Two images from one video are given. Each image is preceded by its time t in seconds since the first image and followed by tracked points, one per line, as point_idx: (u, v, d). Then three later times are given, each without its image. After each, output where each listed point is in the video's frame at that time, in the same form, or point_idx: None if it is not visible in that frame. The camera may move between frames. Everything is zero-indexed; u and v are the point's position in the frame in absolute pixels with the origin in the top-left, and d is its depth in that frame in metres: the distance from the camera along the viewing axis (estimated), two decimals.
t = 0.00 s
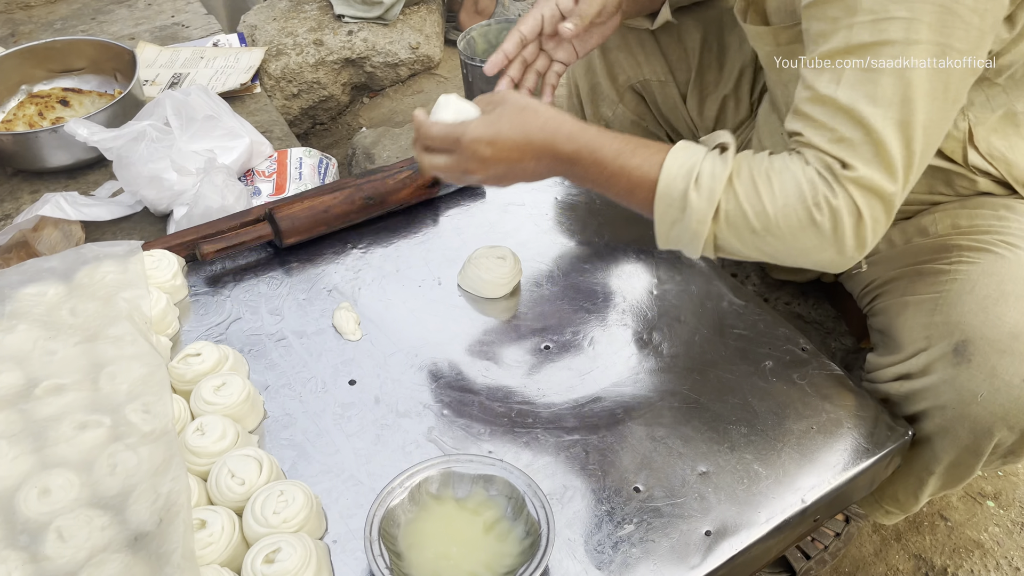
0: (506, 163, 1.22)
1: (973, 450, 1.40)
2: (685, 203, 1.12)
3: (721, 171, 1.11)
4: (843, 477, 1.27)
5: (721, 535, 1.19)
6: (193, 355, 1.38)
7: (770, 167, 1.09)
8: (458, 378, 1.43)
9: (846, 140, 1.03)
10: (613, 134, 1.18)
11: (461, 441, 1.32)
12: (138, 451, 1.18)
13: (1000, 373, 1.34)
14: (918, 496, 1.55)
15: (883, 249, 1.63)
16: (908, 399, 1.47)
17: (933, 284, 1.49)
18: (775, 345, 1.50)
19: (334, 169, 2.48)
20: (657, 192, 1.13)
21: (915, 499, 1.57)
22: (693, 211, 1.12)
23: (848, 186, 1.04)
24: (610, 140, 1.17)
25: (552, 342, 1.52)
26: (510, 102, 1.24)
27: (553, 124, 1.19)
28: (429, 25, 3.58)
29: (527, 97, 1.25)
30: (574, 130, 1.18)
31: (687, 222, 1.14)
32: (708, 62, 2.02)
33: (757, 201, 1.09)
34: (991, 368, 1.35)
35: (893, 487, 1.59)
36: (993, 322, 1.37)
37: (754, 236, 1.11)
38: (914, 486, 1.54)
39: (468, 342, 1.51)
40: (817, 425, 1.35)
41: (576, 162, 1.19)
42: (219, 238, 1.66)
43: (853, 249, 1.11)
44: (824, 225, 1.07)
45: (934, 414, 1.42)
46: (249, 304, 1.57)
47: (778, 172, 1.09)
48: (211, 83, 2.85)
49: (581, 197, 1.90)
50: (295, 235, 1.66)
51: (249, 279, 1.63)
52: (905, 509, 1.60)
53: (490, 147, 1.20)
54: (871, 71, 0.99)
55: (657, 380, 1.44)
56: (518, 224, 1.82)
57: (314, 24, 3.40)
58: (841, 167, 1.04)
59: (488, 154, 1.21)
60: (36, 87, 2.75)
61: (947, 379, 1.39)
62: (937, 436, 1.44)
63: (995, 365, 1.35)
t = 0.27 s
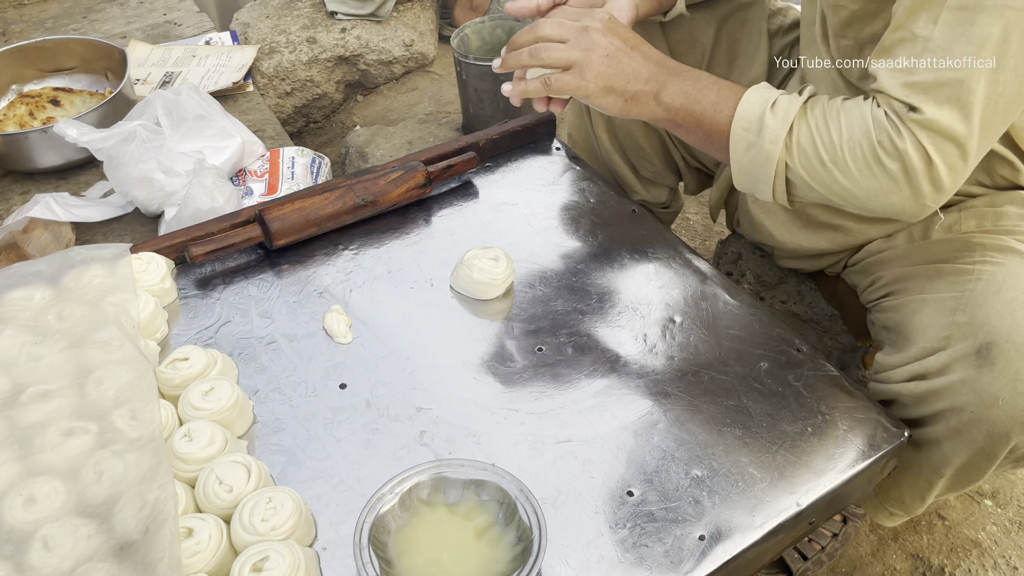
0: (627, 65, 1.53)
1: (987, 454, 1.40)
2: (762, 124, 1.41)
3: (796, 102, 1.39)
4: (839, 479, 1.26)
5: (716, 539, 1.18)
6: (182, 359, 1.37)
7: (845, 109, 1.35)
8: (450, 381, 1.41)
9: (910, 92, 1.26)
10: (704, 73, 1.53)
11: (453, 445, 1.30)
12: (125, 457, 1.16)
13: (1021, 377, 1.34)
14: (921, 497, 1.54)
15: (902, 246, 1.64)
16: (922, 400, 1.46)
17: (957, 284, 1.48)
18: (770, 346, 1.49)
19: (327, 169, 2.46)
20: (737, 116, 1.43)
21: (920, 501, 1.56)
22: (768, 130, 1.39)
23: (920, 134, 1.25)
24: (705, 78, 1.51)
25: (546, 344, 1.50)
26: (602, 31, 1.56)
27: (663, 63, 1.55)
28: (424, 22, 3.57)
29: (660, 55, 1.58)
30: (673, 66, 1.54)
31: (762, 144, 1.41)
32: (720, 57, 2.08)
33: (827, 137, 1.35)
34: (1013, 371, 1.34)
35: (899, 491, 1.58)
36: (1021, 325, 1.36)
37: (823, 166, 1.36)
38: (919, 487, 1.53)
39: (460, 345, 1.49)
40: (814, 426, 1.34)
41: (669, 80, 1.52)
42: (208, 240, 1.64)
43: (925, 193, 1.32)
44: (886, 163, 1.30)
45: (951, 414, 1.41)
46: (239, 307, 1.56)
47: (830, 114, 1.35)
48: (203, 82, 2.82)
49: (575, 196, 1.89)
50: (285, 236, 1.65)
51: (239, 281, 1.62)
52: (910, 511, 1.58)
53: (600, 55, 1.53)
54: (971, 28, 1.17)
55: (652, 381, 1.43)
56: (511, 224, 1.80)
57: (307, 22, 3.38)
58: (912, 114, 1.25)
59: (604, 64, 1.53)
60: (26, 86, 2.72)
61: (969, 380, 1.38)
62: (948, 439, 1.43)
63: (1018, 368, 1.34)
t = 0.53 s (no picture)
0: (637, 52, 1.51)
1: (1009, 459, 1.41)
2: (779, 100, 1.39)
3: (811, 74, 1.37)
4: (841, 476, 1.25)
5: (717, 538, 1.16)
6: (173, 359, 1.35)
7: (863, 75, 1.35)
8: (447, 380, 1.39)
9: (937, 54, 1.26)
10: (717, 45, 1.50)
11: (451, 444, 1.28)
12: (116, 460, 1.14)
13: None
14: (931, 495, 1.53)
15: (920, 246, 1.63)
16: (941, 405, 1.47)
17: (982, 288, 1.47)
18: (770, 342, 1.47)
19: (322, 165, 2.44)
20: (752, 93, 1.42)
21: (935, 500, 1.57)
22: (786, 107, 1.38)
23: (945, 97, 1.26)
24: (717, 53, 1.48)
25: (544, 341, 1.48)
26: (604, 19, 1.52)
27: (672, 40, 1.52)
28: (418, 16, 3.55)
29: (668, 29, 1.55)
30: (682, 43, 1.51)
31: (782, 121, 1.40)
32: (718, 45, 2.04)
33: (847, 108, 1.35)
34: None
35: (915, 490, 1.59)
36: None
37: (842, 136, 1.36)
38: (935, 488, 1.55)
39: (456, 342, 1.47)
40: (814, 423, 1.32)
41: (679, 59, 1.50)
42: (200, 238, 1.62)
43: (940, 157, 1.32)
44: (907, 128, 1.30)
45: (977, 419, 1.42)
46: (232, 305, 1.54)
47: (847, 83, 1.35)
48: (196, 77, 2.79)
49: (573, 191, 1.87)
50: (279, 233, 1.62)
51: (232, 279, 1.60)
52: (924, 510, 1.61)
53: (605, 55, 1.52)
54: None
55: (651, 378, 1.41)
56: (507, 220, 1.78)
57: (301, 16, 3.34)
58: (938, 78, 1.26)
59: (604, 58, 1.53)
60: (17, 82, 2.69)
61: (997, 388, 1.38)
62: (968, 444, 1.45)
63: None
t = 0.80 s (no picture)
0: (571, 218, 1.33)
1: (999, 447, 1.39)
2: (744, 186, 1.24)
3: (765, 150, 1.24)
4: (849, 472, 1.24)
5: (725, 536, 1.16)
6: (176, 358, 1.33)
7: (838, 114, 1.23)
8: (451, 378, 1.38)
9: (926, 65, 1.16)
10: (643, 159, 1.35)
11: (455, 442, 1.27)
12: (119, 461, 1.13)
13: None
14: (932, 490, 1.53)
15: (904, 235, 1.60)
16: (929, 394, 1.45)
17: (964, 275, 1.46)
18: (776, 337, 1.47)
19: (321, 160, 2.43)
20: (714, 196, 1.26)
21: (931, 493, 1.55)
22: (754, 191, 1.23)
23: (937, 108, 1.16)
24: (648, 173, 1.32)
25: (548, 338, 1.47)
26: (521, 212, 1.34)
27: (599, 187, 1.33)
28: (416, 10, 3.54)
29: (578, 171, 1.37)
30: (614, 177, 1.33)
31: (756, 207, 1.24)
32: (709, 32, 2.00)
33: (822, 156, 1.21)
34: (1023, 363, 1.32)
35: (909, 485, 1.57)
36: None
37: (823, 190, 1.22)
38: (930, 480, 1.53)
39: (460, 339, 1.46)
40: (821, 419, 1.32)
41: (619, 197, 1.32)
42: (200, 235, 1.60)
43: (928, 178, 1.22)
44: (895, 152, 1.19)
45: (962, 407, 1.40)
46: (234, 304, 1.53)
47: (823, 129, 1.22)
48: (193, 73, 2.77)
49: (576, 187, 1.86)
50: (280, 230, 1.61)
51: (234, 277, 1.58)
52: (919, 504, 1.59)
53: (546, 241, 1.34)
54: None
55: (657, 375, 1.40)
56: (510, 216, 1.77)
57: (298, 10, 3.32)
58: (927, 90, 1.16)
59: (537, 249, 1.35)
60: (13, 79, 2.67)
61: (980, 375, 1.36)
62: (958, 433, 1.42)
63: None
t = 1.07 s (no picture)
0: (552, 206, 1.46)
1: (993, 445, 1.39)
2: (704, 193, 1.30)
3: (727, 158, 1.28)
4: (853, 471, 1.24)
5: (729, 536, 1.15)
6: (175, 360, 1.32)
7: (800, 129, 1.23)
8: (452, 377, 1.38)
9: (885, 80, 1.14)
10: (621, 165, 1.43)
11: (457, 443, 1.27)
12: (119, 464, 1.13)
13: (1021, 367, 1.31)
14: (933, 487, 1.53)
15: (901, 231, 1.59)
16: (926, 391, 1.44)
17: (956, 272, 1.45)
18: (779, 335, 1.46)
19: (319, 157, 2.41)
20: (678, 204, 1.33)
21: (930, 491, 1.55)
22: (713, 198, 1.29)
23: (894, 125, 1.14)
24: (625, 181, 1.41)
25: (549, 336, 1.46)
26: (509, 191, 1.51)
27: (578, 183, 1.45)
28: (414, 5, 3.53)
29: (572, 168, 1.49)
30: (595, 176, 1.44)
31: (715, 213, 1.30)
32: (705, 30, 1.98)
33: (777, 168, 1.24)
34: (1012, 362, 1.32)
35: (908, 481, 1.58)
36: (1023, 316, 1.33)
37: (779, 203, 1.25)
38: (928, 478, 1.52)
39: (461, 338, 1.45)
40: (824, 417, 1.31)
41: (597, 197, 1.43)
42: (198, 235, 1.59)
43: (889, 191, 1.20)
44: (848, 167, 1.18)
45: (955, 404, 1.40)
46: (233, 304, 1.51)
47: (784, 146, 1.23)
48: (190, 70, 2.75)
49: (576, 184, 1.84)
50: (279, 229, 1.60)
51: (232, 276, 1.57)
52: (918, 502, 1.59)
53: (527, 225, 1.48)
54: (953, 15, 1.08)
55: (660, 373, 1.39)
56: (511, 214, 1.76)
57: (295, 6, 3.30)
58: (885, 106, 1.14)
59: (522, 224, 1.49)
60: (8, 76, 2.65)
61: (970, 372, 1.36)
62: (954, 430, 1.42)
63: (1020, 361, 1.31)
